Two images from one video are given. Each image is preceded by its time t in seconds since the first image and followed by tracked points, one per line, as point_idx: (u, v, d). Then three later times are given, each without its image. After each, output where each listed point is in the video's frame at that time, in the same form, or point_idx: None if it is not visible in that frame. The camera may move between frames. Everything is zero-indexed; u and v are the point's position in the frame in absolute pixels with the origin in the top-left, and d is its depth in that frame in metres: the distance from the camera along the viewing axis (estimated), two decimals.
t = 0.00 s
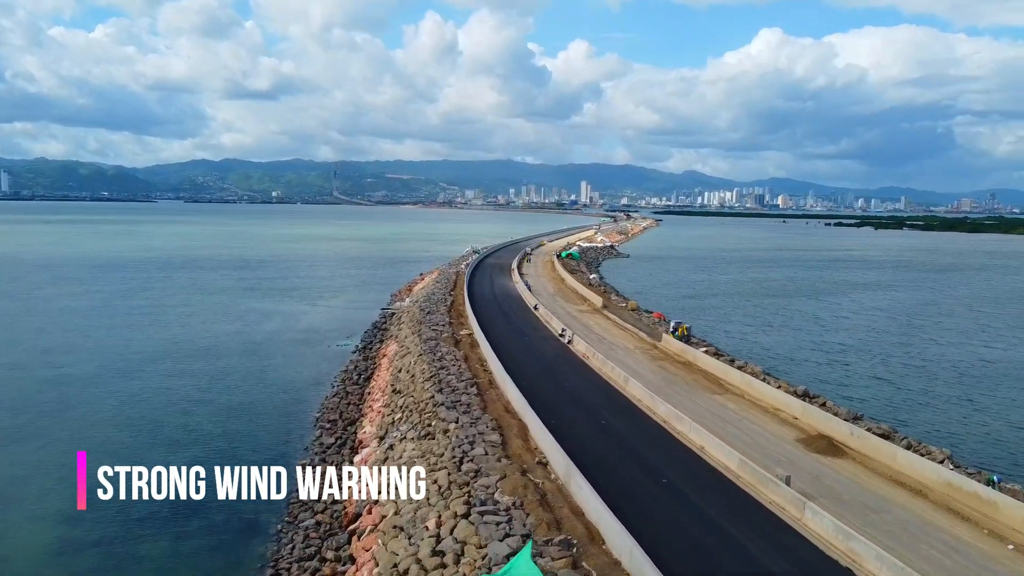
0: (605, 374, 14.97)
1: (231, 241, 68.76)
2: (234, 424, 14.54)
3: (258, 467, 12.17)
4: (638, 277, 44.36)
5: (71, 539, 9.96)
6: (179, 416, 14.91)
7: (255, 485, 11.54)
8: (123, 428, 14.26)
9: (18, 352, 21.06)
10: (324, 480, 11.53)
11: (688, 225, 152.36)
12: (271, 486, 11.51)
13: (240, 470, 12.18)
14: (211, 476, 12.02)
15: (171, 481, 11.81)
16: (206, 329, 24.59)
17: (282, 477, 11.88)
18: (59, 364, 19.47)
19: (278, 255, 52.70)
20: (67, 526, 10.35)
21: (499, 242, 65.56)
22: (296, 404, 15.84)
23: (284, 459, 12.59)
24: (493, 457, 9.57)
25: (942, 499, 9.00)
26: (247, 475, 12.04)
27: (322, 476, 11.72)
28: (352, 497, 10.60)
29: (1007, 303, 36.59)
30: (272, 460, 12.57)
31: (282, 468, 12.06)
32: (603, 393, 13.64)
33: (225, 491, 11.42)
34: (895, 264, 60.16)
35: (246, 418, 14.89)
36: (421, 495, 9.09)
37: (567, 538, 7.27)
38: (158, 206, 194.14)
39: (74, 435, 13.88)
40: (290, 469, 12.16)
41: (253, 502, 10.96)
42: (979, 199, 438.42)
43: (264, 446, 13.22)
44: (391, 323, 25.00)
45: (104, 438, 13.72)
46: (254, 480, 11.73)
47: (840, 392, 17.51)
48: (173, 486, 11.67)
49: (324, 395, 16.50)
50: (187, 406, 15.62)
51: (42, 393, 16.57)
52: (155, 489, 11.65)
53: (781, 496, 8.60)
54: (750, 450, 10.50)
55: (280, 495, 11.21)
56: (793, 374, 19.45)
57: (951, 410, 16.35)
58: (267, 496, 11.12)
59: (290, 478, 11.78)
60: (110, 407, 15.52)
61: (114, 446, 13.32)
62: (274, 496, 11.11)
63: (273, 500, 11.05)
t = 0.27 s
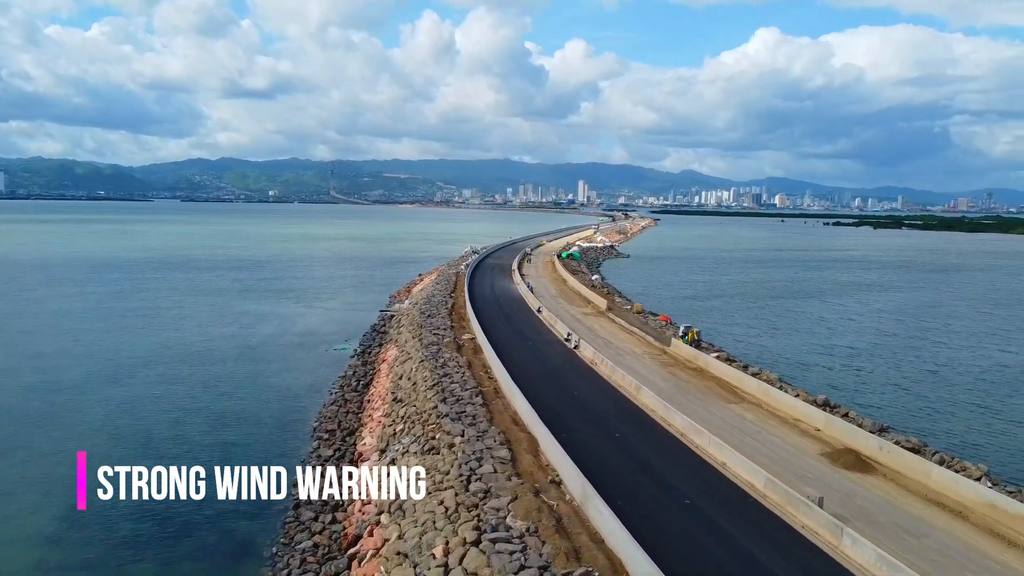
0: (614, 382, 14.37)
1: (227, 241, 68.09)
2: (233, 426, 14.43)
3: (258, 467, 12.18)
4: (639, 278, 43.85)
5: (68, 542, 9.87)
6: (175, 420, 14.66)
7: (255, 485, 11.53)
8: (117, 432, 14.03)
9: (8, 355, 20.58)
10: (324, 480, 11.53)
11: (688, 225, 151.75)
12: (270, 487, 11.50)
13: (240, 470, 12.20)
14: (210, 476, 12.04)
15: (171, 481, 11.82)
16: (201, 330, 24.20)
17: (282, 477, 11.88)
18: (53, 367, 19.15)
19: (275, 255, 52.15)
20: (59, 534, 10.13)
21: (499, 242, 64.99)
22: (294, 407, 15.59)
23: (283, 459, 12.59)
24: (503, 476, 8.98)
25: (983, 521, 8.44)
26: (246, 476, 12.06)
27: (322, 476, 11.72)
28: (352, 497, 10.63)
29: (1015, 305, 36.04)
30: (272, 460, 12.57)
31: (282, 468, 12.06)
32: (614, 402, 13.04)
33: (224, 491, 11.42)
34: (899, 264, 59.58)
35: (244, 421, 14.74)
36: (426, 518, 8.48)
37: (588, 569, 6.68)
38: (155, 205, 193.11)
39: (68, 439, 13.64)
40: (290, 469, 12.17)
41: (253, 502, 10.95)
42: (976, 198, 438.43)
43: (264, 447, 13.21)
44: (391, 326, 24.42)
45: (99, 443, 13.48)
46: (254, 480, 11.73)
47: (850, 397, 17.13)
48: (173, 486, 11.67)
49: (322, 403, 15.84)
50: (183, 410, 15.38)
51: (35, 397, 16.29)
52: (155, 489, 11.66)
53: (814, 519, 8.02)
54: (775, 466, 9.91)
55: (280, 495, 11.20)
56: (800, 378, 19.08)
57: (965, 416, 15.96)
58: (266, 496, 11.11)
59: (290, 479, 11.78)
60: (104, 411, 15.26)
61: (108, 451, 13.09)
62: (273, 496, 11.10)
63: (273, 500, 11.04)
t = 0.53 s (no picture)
0: (626, 391, 13.73)
1: (223, 240, 67.30)
2: (231, 428, 14.27)
3: (258, 467, 12.16)
4: (641, 278, 43.29)
5: (60, 553, 9.57)
6: (171, 424, 14.37)
7: (255, 485, 11.50)
8: (112, 436, 13.72)
9: None
10: (323, 480, 11.48)
11: (687, 224, 151.11)
12: (270, 487, 11.47)
13: (240, 470, 12.20)
14: (210, 476, 11.99)
15: (170, 482, 11.72)
16: (198, 332, 23.77)
17: (282, 476, 11.86)
18: (46, 370, 18.77)
19: (272, 255, 51.53)
20: (51, 544, 9.83)
21: (498, 242, 64.35)
22: (293, 411, 15.30)
23: (284, 459, 12.60)
24: (515, 497, 8.39)
25: None
26: (247, 475, 12.06)
27: (322, 476, 11.67)
28: (353, 498, 10.64)
29: None
30: (271, 460, 12.55)
31: (282, 468, 12.05)
32: (628, 411, 12.43)
33: (225, 491, 11.39)
34: (903, 264, 58.94)
35: (243, 424, 14.53)
36: (434, 544, 7.90)
37: None
38: (151, 204, 192.05)
39: (61, 444, 13.32)
40: (290, 468, 12.15)
41: (253, 502, 10.91)
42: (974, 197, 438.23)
43: (264, 448, 13.16)
44: (391, 329, 23.80)
45: (93, 447, 13.18)
46: (254, 480, 11.71)
47: (862, 402, 16.72)
48: (172, 487, 11.58)
49: (320, 411, 15.22)
50: (179, 414, 15.06)
51: (27, 400, 15.95)
52: (153, 490, 11.54)
53: (855, 546, 7.44)
54: (804, 485, 9.32)
55: (280, 495, 11.19)
56: (810, 382, 18.66)
57: (981, 422, 15.53)
58: (266, 496, 11.09)
59: (290, 478, 11.76)
60: (99, 414, 14.95)
61: (103, 456, 12.79)
62: (273, 496, 11.08)
63: (273, 499, 11.02)
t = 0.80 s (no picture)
0: (641, 400, 13.12)
1: (219, 240, 66.45)
2: (228, 433, 13.92)
3: (256, 475, 11.83)
4: (644, 279, 42.71)
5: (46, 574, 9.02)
6: (164, 432, 13.90)
7: (253, 493, 11.18)
8: (103, 443, 13.26)
9: None
10: (323, 489, 11.13)
11: (687, 224, 150.51)
12: (270, 494, 11.15)
13: (239, 477, 11.87)
14: (208, 484, 11.58)
15: (165, 490, 11.31)
16: (192, 335, 23.22)
17: (281, 483, 11.56)
18: (35, 376, 18.12)
19: (269, 256, 50.90)
20: (36, 561, 9.37)
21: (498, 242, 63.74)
22: (290, 417, 14.86)
23: (283, 463, 12.42)
24: (532, 522, 7.79)
25: None
26: (245, 482, 11.73)
27: (321, 484, 11.33)
28: (354, 508, 10.30)
29: None
30: (270, 467, 12.24)
31: (281, 476, 11.73)
32: (644, 423, 11.83)
33: (223, 499, 11.04)
34: (907, 265, 58.31)
35: (239, 429, 14.16)
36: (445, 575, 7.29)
37: None
38: (149, 204, 191.26)
39: (50, 451, 12.86)
40: (289, 476, 11.83)
41: (252, 511, 10.59)
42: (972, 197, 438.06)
43: (262, 452, 12.95)
44: (391, 333, 23.15)
45: (83, 455, 12.71)
46: (253, 488, 11.39)
47: (877, 408, 16.19)
48: (168, 495, 11.18)
49: (320, 421, 14.61)
50: (173, 421, 14.59)
51: (16, 406, 15.46)
52: (148, 497, 11.13)
53: None
54: (838, 506, 8.72)
55: (279, 503, 10.87)
56: (822, 387, 18.14)
57: (1003, 430, 15.02)
58: (266, 505, 10.76)
59: (290, 486, 11.44)
60: (90, 421, 14.47)
61: (92, 464, 12.31)
62: (273, 505, 10.75)
63: (272, 507, 10.72)
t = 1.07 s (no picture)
0: (656, 411, 12.53)
1: (216, 240, 65.78)
2: (224, 444, 13.37)
3: (252, 491, 11.24)
4: (646, 279, 42.17)
5: None
6: (159, 442, 13.36)
7: (249, 511, 10.59)
8: (94, 455, 12.71)
9: None
10: (324, 507, 10.52)
11: (686, 223, 149.79)
12: (266, 512, 10.56)
13: (234, 493, 11.27)
14: (201, 501, 10.99)
15: (155, 508, 10.70)
16: (189, 339, 22.67)
17: (278, 500, 10.97)
18: (24, 383, 17.51)
19: (266, 256, 50.28)
20: None
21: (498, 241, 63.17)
22: (289, 427, 14.30)
23: (281, 475, 11.89)
24: (551, 551, 7.18)
25: None
26: (240, 498, 11.14)
27: (321, 501, 10.72)
28: (356, 529, 9.70)
29: None
30: (267, 482, 11.63)
31: (278, 492, 11.14)
32: (662, 436, 11.23)
33: (217, 517, 10.44)
34: (911, 265, 57.73)
35: (236, 440, 13.60)
36: None
37: None
38: (147, 203, 190.49)
39: (36, 465, 12.26)
40: (287, 492, 11.23)
41: (248, 530, 10.00)
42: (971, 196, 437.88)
43: (260, 463, 12.44)
44: (393, 337, 22.55)
45: (72, 468, 12.16)
46: (248, 505, 10.80)
47: (897, 418, 15.61)
48: (158, 513, 10.58)
49: (319, 432, 14.01)
50: (167, 430, 14.03)
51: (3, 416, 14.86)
52: (137, 516, 10.52)
53: None
54: (878, 531, 8.14)
55: (277, 522, 10.27)
56: (837, 395, 17.56)
57: None
58: (262, 524, 10.16)
59: (287, 503, 10.84)
60: (82, 430, 13.92)
61: (83, 477, 11.79)
62: (270, 524, 10.16)
63: (268, 527, 10.12)
